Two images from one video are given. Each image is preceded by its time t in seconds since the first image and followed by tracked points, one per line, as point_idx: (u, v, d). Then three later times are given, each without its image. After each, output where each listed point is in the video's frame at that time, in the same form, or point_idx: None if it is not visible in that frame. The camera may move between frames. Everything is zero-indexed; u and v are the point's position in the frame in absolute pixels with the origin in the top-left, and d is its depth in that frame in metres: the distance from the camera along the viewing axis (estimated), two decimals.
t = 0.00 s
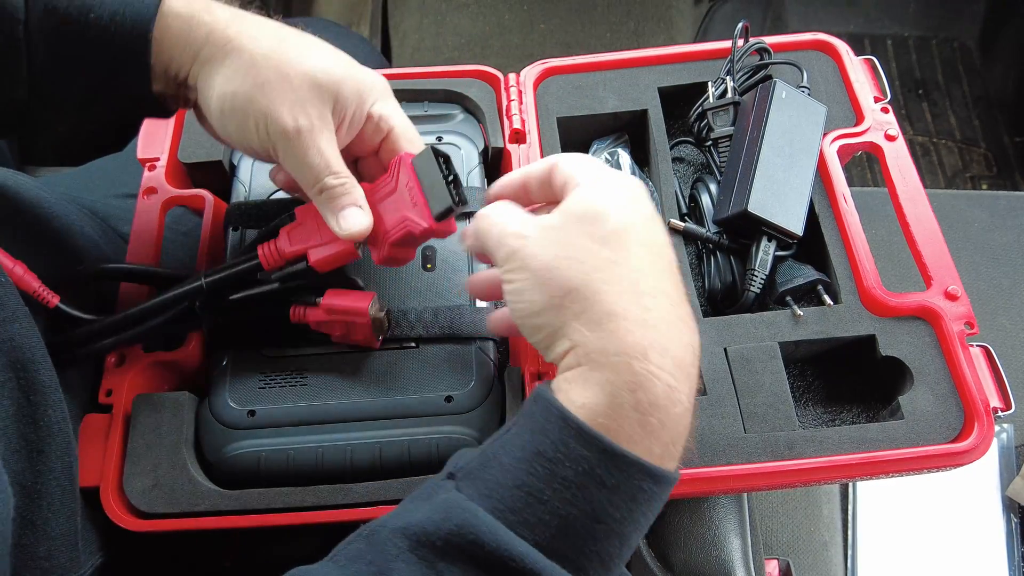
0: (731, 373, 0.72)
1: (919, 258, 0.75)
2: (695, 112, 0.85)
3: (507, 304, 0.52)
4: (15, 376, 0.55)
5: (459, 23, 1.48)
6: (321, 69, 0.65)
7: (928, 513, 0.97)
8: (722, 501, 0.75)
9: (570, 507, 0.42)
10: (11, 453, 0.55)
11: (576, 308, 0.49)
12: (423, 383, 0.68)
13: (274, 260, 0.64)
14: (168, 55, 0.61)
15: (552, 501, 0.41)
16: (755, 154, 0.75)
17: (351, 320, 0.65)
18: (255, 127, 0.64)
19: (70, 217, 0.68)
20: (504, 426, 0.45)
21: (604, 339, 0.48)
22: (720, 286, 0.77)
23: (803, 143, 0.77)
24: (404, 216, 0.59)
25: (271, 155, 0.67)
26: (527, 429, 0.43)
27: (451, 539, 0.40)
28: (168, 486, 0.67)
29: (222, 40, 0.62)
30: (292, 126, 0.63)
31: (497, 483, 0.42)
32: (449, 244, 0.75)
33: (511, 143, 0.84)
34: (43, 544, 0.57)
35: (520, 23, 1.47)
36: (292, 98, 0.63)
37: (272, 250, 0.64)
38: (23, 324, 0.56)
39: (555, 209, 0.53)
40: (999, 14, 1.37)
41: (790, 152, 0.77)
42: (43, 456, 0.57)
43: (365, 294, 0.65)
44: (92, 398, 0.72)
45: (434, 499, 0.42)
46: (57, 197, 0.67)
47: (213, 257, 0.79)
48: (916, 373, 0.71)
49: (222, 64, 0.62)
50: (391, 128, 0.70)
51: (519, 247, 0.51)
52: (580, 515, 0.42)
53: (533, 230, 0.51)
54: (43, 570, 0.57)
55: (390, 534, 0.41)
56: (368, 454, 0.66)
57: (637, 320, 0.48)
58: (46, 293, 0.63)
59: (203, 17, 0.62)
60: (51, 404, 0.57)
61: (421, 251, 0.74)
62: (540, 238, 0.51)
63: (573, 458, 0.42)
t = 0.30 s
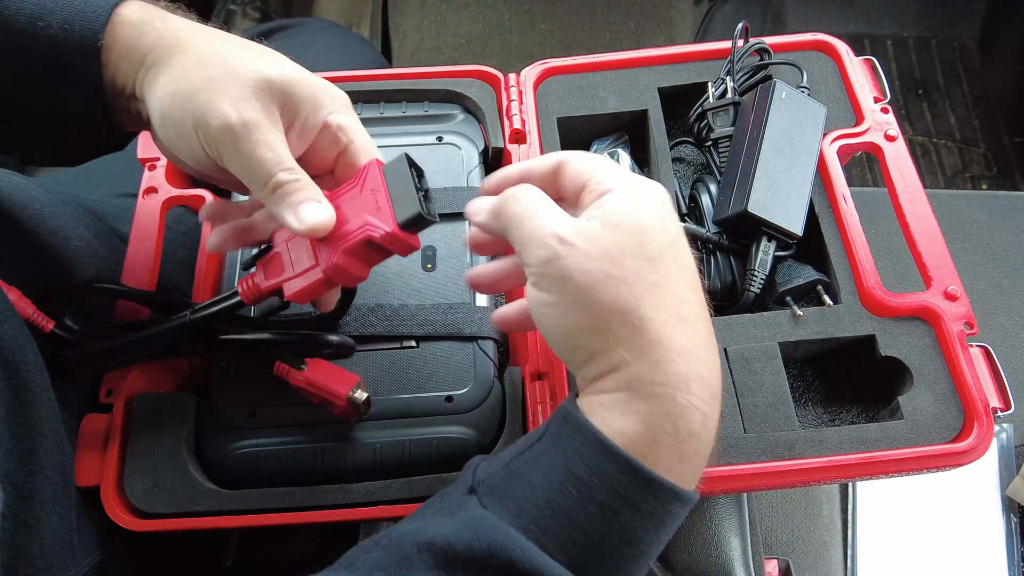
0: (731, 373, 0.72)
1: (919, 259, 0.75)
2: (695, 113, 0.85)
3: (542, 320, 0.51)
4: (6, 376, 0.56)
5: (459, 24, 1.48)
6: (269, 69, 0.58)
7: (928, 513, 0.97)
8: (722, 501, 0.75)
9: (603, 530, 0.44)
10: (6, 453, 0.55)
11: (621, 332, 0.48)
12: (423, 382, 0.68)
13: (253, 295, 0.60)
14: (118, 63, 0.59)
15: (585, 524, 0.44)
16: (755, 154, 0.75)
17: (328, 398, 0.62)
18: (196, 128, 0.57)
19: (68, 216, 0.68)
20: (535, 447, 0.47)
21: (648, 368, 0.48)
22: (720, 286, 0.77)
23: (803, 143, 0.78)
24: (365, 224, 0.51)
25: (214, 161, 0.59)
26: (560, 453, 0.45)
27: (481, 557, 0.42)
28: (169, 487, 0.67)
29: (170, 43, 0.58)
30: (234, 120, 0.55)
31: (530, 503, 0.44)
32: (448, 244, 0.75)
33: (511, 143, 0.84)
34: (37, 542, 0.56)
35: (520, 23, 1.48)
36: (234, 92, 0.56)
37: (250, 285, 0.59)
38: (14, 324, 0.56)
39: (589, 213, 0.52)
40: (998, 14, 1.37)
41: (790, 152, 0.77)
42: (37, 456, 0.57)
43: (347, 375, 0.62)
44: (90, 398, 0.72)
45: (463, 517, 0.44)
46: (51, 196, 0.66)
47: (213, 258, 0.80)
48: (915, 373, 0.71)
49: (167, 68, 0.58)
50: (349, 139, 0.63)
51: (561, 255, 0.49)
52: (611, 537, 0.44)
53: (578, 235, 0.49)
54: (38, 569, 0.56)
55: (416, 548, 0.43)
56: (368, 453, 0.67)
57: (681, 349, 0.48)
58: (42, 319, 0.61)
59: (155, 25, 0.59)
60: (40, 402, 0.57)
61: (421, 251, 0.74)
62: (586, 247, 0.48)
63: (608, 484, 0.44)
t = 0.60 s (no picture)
0: (731, 374, 0.72)
1: (919, 259, 0.75)
2: (694, 113, 0.85)
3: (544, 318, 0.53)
4: (5, 375, 0.56)
5: (459, 24, 1.48)
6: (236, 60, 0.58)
7: (928, 513, 0.97)
8: (722, 501, 0.75)
9: (604, 531, 0.44)
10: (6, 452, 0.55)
11: (623, 332, 0.50)
12: (423, 383, 0.68)
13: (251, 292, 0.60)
14: (96, 68, 0.61)
15: (586, 523, 0.44)
16: (754, 154, 0.75)
17: (328, 401, 0.62)
18: (171, 128, 0.57)
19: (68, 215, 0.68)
20: (538, 448, 0.47)
21: (648, 368, 0.49)
22: (720, 286, 0.77)
23: (802, 143, 0.78)
24: (351, 206, 0.49)
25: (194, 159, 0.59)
26: (563, 453, 0.46)
27: (482, 555, 0.42)
28: (168, 487, 0.67)
29: (143, 45, 0.59)
30: (206, 115, 0.55)
31: (532, 503, 0.45)
32: (448, 244, 0.75)
33: (511, 143, 0.84)
34: (36, 540, 0.56)
35: (520, 23, 1.48)
36: (203, 87, 0.56)
37: (248, 283, 0.59)
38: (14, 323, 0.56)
39: (593, 214, 0.53)
40: (998, 14, 1.37)
41: (790, 152, 0.77)
42: (37, 455, 0.57)
43: (349, 379, 0.62)
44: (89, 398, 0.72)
45: (465, 514, 0.45)
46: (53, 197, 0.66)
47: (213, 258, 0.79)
48: (915, 373, 0.71)
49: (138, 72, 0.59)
50: (326, 123, 0.63)
51: (568, 253, 0.50)
52: (612, 538, 0.45)
53: (584, 233, 0.51)
54: (37, 568, 0.56)
55: (417, 545, 0.44)
56: (368, 453, 0.67)
57: (681, 350, 0.50)
58: (46, 314, 0.61)
59: (129, 29, 0.60)
60: (39, 400, 0.57)
61: (421, 251, 0.74)
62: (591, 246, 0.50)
63: (609, 483, 0.44)
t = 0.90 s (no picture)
0: (731, 374, 0.72)
1: (919, 258, 0.75)
2: (695, 113, 0.85)
3: (540, 306, 0.54)
4: (7, 375, 0.56)
5: (459, 24, 1.48)
6: None
7: (928, 513, 0.97)
8: (722, 501, 0.75)
9: (600, 522, 0.45)
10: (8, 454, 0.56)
11: (614, 322, 0.51)
12: (424, 382, 0.68)
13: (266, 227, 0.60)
14: None
15: (583, 514, 0.45)
16: (755, 154, 0.75)
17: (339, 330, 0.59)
18: (201, 58, 0.58)
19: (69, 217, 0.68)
20: (534, 441, 0.48)
21: (639, 359, 0.50)
22: (720, 286, 0.77)
23: (802, 143, 0.78)
24: (378, 153, 0.48)
25: (221, 92, 0.60)
26: (558, 445, 0.47)
27: (481, 546, 0.43)
28: (168, 487, 0.67)
29: None
30: (239, 50, 0.55)
31: (529, 495, 0.45)
32: (448, 243, 0.75)
33: (512, 143, 0.84)
34: (38, 542, 0.56)
35: (520, 23, 1.48)
36: (236, 19, 0.56)
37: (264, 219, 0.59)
38: (16, 324, 0.56)
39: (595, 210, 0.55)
40: (998, 14, 1.37)
41: (790, 152, 0.77)
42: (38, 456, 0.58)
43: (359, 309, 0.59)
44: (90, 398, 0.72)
45: (464, 508, 0.45)
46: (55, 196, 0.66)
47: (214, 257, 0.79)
48: (915, 373, 0.71)
49: None
50: (352, 65, 0.63)
51: (566, 246, 0.52)
52: (608, 529, 0.45)
53: (582, 227, 0.53)
54: (39, 570, 0.57)
55: (417, 539, 0.44)
56: (368, 453, 0.66)
57: (672, 342, 0.51)
58: (76, 254, 0.66)
59: None
60: (41, 402, 0.58)
61: (420, 251, 0.74)
62: (588, 240, 0.52)
63: (604, 474, 0.45)
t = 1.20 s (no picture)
0: (731, 374, 0.72)
1: (919, 258, 0.75)
2: (694, 112, 0.85)
3: (541, 302, 0.55)
4: (10, 377, 0.57)
5: (459, 24, 1.48)
6: (277, 51, 0.59)
7: (928, 513, 0.97)
8: (722, 501, 0.75)
9: (600, 518, 0.45)
10: (11, 454, 0.57)
11: (612, 319, 0.51)
12: (424, 382, 0.68)
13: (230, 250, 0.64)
14: (128, 24, 0.64)
15: (583, 510, 0.45)
16: (754, 153, 0.75)
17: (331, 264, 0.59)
18: (200, 106, 0.58)
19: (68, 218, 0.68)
20: (535, 438, 0.48)
21: (638, 356, 0.50)
22: (720, 286, 0.77)
23: (802, 143, 0.78)
24: (353, 228, 0.57)
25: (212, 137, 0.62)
26: (558, 443, 0.46)
27: (483, 544, 0.43)
28: (169, 487, 0.67)
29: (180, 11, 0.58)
30: (241, 107, 0.57)
31: (530, 492, 0.45)
32: (449, 244, 0.75)
33: (511, 143, 0.84)
34: (40, 543, 0.58)
35: (520, 23, 1.48)
36: (241, 74, 0.57)
37: (227, 242, 0.63)
38: (19, 325, 0.57)
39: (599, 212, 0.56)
40: (998, 14, 1.37)
41: (789, 152, 0.77)
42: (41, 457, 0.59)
43: (280, 339, 0.64)
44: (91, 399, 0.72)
45: (465, 506, 0.45)
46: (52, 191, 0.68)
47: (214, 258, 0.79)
48: (916, 372, 0.71)
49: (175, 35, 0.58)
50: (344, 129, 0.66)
51: (566, 246, 0.53)
52: (609, 525, 0.45)
53: (584, 227, 0.53)
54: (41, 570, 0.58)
55: (419, 538, 0.44)
56: (369, 453, 0.66)
57: (670, 339, 0.51)
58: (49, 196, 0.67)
59: None
60: (44, 402, 0.59)
61: (420, 251, 0.74)
62: (589, 239, 0.52)
63: (604, 470, 0.45)
